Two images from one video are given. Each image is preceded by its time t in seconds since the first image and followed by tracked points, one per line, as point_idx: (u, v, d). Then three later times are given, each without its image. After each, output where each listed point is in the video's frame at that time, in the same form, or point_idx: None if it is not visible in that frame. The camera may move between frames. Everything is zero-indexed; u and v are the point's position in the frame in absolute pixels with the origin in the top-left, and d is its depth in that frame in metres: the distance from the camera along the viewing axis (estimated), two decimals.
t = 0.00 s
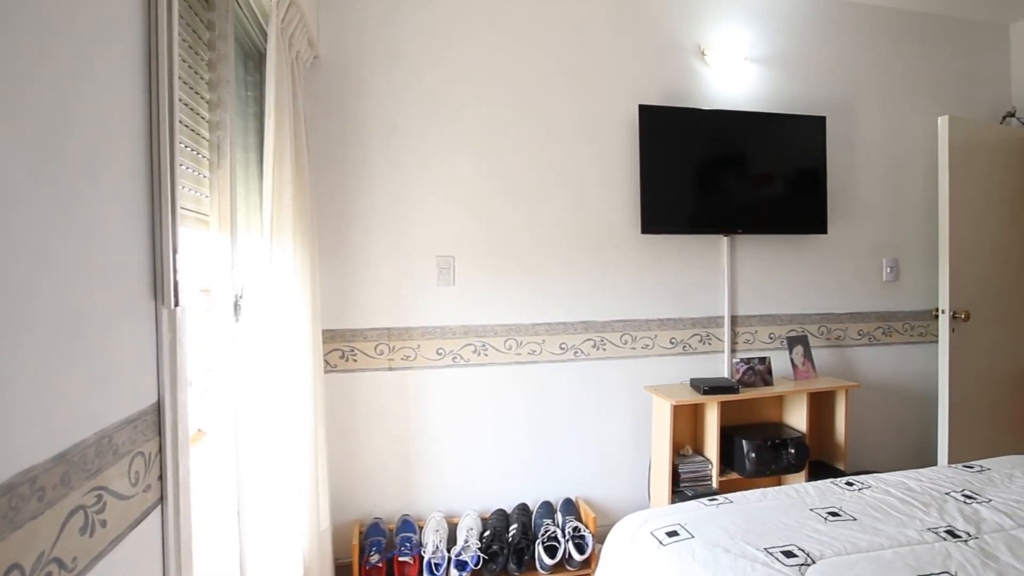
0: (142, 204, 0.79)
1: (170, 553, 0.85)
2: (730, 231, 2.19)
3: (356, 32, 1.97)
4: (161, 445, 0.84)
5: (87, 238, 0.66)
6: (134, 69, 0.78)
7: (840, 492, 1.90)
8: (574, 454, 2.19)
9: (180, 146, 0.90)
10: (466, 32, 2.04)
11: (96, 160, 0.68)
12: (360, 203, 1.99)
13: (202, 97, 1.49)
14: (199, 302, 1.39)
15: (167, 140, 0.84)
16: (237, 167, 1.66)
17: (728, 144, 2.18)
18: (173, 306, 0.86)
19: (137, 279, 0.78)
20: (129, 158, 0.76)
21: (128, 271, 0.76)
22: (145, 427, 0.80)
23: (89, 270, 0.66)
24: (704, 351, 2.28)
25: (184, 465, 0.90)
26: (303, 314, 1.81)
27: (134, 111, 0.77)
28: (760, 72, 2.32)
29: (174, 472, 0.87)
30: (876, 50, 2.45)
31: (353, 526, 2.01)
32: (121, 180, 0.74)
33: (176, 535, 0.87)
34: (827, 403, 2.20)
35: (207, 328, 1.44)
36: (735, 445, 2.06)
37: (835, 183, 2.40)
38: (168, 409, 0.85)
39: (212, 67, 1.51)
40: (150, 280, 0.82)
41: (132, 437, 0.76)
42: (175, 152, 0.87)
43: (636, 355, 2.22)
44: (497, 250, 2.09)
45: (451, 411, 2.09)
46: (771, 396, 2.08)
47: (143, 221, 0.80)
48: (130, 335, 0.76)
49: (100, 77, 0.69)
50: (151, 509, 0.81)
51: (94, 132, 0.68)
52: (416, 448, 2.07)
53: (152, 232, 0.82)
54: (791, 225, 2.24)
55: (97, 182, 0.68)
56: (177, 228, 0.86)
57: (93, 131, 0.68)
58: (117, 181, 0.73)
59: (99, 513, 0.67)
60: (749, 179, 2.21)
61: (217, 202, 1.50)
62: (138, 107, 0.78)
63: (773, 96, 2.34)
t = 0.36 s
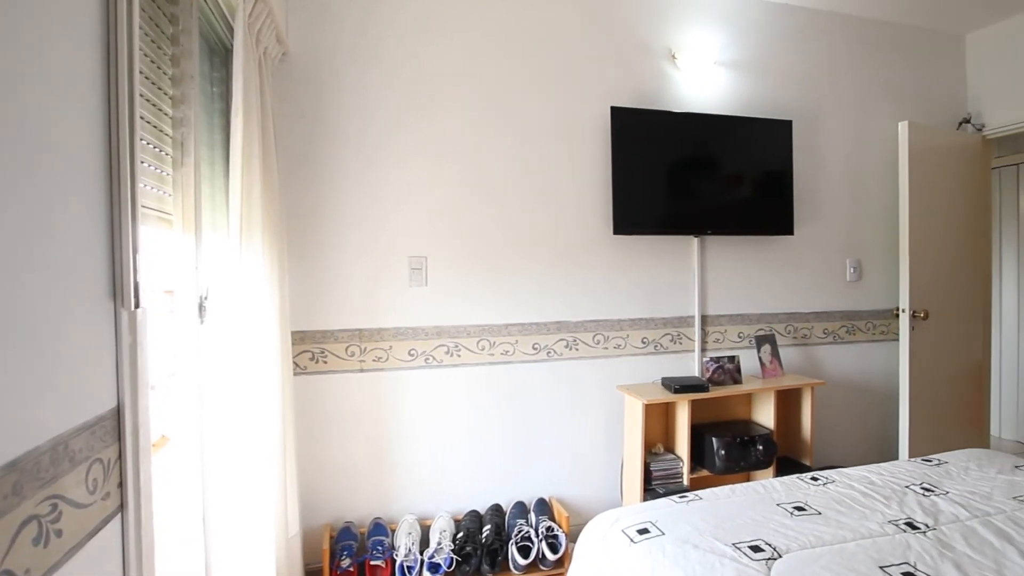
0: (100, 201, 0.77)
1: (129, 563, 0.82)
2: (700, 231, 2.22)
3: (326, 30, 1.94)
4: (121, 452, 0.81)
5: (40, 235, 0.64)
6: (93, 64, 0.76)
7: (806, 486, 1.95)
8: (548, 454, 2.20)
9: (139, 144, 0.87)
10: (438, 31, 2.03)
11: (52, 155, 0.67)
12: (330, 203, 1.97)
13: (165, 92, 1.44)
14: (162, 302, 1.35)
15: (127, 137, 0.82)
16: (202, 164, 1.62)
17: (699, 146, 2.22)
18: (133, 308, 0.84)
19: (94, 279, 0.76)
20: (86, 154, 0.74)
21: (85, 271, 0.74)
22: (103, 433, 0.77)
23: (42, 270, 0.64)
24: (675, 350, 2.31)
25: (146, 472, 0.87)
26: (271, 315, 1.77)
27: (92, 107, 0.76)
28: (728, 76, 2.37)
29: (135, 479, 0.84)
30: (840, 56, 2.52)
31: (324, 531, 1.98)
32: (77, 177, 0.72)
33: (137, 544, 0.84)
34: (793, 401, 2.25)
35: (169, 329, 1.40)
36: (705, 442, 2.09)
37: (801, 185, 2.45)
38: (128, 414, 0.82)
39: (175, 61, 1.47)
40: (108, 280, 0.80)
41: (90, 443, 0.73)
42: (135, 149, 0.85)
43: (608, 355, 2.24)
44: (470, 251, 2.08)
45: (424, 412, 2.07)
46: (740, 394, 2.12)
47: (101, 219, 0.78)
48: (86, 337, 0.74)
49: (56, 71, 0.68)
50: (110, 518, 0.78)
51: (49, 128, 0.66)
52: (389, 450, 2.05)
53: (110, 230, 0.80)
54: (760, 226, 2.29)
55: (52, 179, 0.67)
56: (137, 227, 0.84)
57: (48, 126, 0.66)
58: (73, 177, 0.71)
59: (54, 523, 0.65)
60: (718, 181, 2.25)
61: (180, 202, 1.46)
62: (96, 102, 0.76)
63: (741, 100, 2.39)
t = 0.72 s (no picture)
0: (58, 200, 0.75)
1: (89, 572, 0.80)
2: (672, 232, 2.25)
3: (296, 27, 1.92)
4: (80, 458, 0.79)
5: None
6: (51, 60, 0.74)
7: (774, 482, 1.98)
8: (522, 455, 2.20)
9: (99, 141, 0.85)
10: (411, 30, 2.02)
11: (7, 151, 0.65)
12: (300, 202, 1.94)
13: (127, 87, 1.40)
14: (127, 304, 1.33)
15: (85, 133, 0.79)
16: (167, 162, 1.58)
17: (671, 148, 2.25)
18: (93, 309, 0.82)
19: (51, 280, 0.74)
20: (44, 151, 0.72)
21: (42, 272, 0.71)
22: (62, 438, 0.75)
23: None
24: (648, 350, 2.34)
25: (106, 478, 0.85)
26: (239, 316, 1.74)
27: (50, 102, 0.74)
28: (699, 80, 2.40)
29: (95, 485, 0.81)
30: (807, 61, 2.58)
31: (294, 536, 1.95)
32: (34, 174, 0.70)
33: (97, 553, 0.82)
34: (762, 398, 2.29)
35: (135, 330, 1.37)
36: (677, 440, 2.12)
37: (770, 187, 2.51)
38: (88, 418, 0.80)
39: (139, 56, 1.43)
40: (66, 281, 0.77)
41: (47, 449, 0.71)
42: (96, 146, 0.83)
43: (581, 355, 2.25)
44: (443, 251, 2.07)
45: (397, 414, 2.06)
46: (711, 392, 2.15)
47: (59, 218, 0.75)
48: (43, 340, 0.72)
49: (13, 65, 0.66)
50: (69, 526, 0.76)
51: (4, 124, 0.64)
52: (361, 453, 2.03)
53: (68, 230, 0.77)
54: (730, 227, 2.33)
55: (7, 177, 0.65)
56: (97, 226, 0.82)
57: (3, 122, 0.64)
58: (30, 174, 0.69)
59: (8, 533, 0.62)
60: (690, 182, 2.28)
61: (144, 200, 1.42)
62: (54, 98, 0.74)
63: (712, 103, 2.43)
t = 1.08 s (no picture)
0: (16, 199, 0.73)
1: None
2: (644, 233, 2.28)
3: (266, 24, 1.89)
4: (38, 464, 0.77)
5: None
6: (8, 55, 0.72)
7: (743, 478, 2.02)
8: (497, 455, 2.20)
9: (58, 137, 0.83)
10: (384, 30, 2.01)
11: None
12: (270, 202, 1.91)
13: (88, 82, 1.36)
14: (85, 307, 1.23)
15: (45, 130, 0.78)
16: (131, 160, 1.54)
17: (644, 149, 2.27)
18: (52, 312, 0.80)
19: (8, 282, 0.71)
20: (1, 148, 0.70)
21: None
22: (19, 445, 0.72)
23: None
24: (621, 349, 2.36)
25: (66, 484, 0.83)
26: (206, 318, 1.70)
27: (8, 98, 0.72)
28: (671, 82, 2.44)
29: (53, 492, 0.79)
30: (775, 66, 2.64)
31: (264, 542, 1.91)
32: None
33: (55, 563, 0.80)
34: (732, 397, 2.33)
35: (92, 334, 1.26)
36: (650, 439, 2.14)
37: (740, 189, 2.55)
38: (46, 424, 0.78)
39: (101, 50, 1.38)
40: (23, 283, 0.75)
41: (3, 457, 0.69)
42: (56, 142, 0.81)
43: (555, 355, 2.26)
44: (416, 252, 2.06)
45: (370, 416, 2.04)
46: (683, 391, 2.18)
47: (17, 217, 0.73)
48: None
49: None
50: (27, 535, 0.74)
51: None
52: (333, 455, 2.00)
53: (25, 230, 0.75)
54: (701, 229, 2.37)
55: None
56: (58, 225, 0.80)
57: None
58: None
59: None
60: (662, 184, 2.31)
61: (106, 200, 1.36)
62: (11, 93, 0.72)
63: (683, 105, 2.46)
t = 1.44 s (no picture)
0: None
1: None
2: (617, 234, 2.30)
3: (234, 20, 1.86)
4: None
5: None
6: None
7: (712, 475, 2.06)
8: (470, 457, 2.20)
9: (14, 132, 0.81)
10: (355, 29, 2.00)
11: None
12: (238, 202, 1.88)
13: (47, 77, 1.31)
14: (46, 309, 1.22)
15: None
16: (92, 158, 1.50)
17: (615, 151, 2.30)
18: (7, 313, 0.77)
19: None
20: None
21: None
22: None
23: None
24: (593, 349, 2.38)
25: (20, 492, 0.80)
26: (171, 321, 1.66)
27: None
28: (642, 85, 2.47)
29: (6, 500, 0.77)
30: (744, 71, 2.70)
31: (232, 549, 1.88)
32: None
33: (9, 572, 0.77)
34: (703, 395, 2.37)
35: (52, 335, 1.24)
36: (622, 437, 2.16)
37: (710, 191, 2.60)
38: None
39: (61, 44, 1.34)
40: None
41: None
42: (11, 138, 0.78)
43: (529, 355, 2.27)
44: (388, 252, 2.05)
45: (342, 419, 2.02)
46: (655, 390, 2.21)
47: None
48: None
49: None
50: None
51: None
52: (303, 459, 1.98)
53: None
54: (673, 230, 2.41)
55: None
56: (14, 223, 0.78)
57: None
58: None
59: None
60: (634, 185, 2.34)
61: (67, 200, 1.31)
62: None
63: (655, 108, 2.50)
